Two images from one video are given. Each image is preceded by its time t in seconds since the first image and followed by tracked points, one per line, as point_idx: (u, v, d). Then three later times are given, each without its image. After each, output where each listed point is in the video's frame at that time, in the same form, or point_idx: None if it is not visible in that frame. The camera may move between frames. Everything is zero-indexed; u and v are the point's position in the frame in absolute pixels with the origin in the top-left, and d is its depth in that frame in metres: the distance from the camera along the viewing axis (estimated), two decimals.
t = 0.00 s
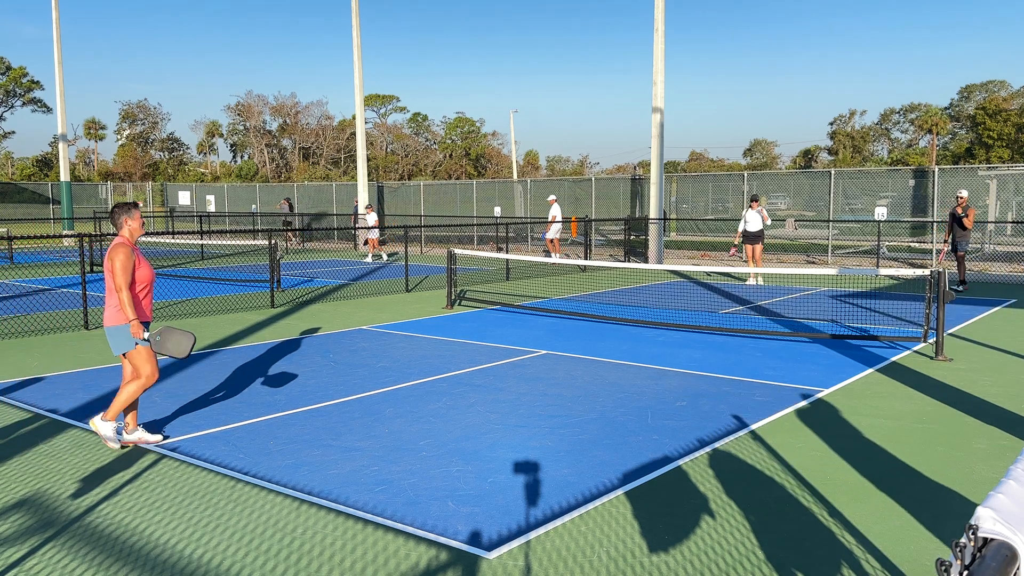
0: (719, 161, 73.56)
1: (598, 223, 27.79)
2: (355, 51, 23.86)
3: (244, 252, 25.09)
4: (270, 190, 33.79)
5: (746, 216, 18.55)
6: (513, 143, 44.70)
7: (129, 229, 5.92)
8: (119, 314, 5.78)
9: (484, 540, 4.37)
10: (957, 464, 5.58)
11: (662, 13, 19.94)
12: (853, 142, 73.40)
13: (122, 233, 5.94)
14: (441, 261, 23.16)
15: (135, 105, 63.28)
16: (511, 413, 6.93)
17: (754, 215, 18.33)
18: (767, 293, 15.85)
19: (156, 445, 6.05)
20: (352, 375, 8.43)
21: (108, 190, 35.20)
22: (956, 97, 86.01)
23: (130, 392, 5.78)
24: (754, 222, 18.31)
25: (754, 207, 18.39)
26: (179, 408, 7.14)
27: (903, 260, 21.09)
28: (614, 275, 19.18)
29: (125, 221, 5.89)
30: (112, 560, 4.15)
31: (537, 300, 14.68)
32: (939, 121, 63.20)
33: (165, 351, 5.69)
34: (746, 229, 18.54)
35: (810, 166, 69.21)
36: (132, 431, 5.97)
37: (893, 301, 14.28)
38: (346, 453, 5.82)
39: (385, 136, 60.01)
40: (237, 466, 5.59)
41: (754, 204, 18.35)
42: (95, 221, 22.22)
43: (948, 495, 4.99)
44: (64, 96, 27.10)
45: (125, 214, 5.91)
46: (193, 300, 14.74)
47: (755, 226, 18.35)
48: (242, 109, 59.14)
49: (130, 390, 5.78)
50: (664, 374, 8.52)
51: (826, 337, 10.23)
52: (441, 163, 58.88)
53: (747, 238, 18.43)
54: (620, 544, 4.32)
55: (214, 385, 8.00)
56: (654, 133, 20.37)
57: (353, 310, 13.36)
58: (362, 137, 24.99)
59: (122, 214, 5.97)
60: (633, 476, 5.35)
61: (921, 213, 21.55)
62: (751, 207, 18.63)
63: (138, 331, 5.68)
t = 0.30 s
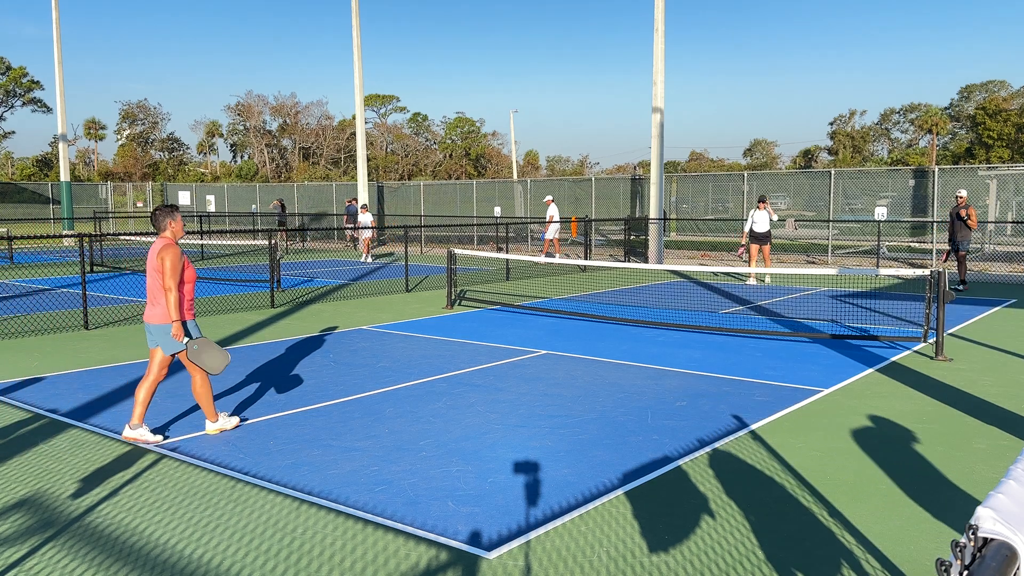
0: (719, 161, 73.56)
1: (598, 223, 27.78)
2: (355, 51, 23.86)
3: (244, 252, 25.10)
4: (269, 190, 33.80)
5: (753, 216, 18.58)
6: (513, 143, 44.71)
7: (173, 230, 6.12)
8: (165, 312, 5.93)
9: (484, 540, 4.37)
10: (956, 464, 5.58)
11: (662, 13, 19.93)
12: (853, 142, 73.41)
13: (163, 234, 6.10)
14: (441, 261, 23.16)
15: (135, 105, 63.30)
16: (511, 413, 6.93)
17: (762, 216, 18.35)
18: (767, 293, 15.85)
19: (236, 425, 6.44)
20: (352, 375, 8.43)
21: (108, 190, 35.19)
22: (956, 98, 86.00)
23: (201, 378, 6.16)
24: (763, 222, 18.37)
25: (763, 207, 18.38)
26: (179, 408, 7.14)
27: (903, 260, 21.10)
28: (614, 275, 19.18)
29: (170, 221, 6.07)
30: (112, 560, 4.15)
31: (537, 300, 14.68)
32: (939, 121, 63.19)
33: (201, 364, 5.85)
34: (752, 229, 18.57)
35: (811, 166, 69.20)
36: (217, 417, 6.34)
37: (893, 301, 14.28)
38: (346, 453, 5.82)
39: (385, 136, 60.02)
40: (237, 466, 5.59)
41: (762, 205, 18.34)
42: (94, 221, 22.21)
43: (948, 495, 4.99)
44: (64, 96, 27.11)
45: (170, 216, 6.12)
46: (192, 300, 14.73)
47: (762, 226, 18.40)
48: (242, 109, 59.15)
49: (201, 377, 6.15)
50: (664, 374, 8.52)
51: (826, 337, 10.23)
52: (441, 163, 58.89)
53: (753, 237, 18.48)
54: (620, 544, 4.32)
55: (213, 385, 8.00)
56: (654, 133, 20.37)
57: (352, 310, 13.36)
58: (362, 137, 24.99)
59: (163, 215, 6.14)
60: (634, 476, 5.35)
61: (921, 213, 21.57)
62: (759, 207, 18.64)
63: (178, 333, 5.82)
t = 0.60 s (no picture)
0: (719, 161, 73.55)
1: (598, 223, 27.78)
2: (355, 51, 23.86)
3: (244, 252, 25.10)
4: (269, 190, 33.80)
5: (759, 216, 18.57)
6: (514, 142, 44.70)
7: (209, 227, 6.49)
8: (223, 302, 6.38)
9: (484, 540, 4.37)
10: (957, 464, 5.57)
11: (662, 13, 19.93)
12: (853, 142, 73.42)
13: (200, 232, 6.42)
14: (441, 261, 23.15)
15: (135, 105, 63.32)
16: (511, 413, 6.93)
17: (767, 216, 18.37)
18: (767, 293, 15.85)
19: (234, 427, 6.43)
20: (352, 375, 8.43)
21: (108, 190, 35.17)
22: (956, 97, 86.01)
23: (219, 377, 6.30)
24: (766, 223, 18.39)
25: (769, 207, 18.37)
26: (179, 408, 7.14)
27: (903, 260, 21.10)
28: (614, 275, 19.18)
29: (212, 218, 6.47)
30: (112, 560, 4.15)
31: (537, 300, 14.67)
32: (939, 121, 63.20)
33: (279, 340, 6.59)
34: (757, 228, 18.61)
35: (810, 166, 69.21)
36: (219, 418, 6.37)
37: (893, 301, 14.28)
38: (346, 453, 5.82)
39: (385, 136, 60.03)
40: (237, 466, 5.59)
41: (768, 205, 18.32)
42: (94, 221, 22.20)
43: (945, 495, 4.99)
44: (64, 97, 27.12)
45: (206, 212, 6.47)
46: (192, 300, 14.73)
47: (767, 226, 18.43)
48: (241, 109, 59.15)
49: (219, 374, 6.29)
50: (664, 374, 8.52)
51: (826, 337, 10.23)
52: (441, 163, 58.90)
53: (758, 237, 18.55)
54: (620, 544, 4.32)
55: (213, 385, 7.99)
56: (654, 133, 20.37)
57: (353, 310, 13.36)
58: (362, 137, 24.99)
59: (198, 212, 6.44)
60: (633, 476, 5.35)
61: (921, 213, 21.58)
62: (765, 207, 18.63)
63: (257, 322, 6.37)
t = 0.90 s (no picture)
0: (719, 161, 73.56)
1: (598, 223, 27.79)
2: (355, 51, 23.85)
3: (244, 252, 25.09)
4: (270, 190, 33.81)
5: (759, 215, 18.56)
6: (514, 142, 44.70)
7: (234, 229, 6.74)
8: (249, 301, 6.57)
9: (484, 540, 4.37)
10: (956, 464, 5.57)
11: (662, 13, 19.93)
12: (853, 142, 73.43)
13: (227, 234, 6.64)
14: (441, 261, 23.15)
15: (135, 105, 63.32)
16: (511, 413, 6.93)
17: (768, 216, 18.34)
18: (767, 293, 15.85)
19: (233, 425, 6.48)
20: (352, 375, 8.43)
21: (108, 190, 35.17)
22: (956, 97, 85.99)
23: (232, 382, 6.45)
24: (766, 223, 18.39)
25: (769, 207, 18.34)
26: (178, 408, 7.14)
27: (903, 260, 21.11)
28: (614, 275, 19.18)
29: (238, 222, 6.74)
30: (112, 560, 4.15)
31: (537, 300, 14.67)
32: (939, 121, 63.19)
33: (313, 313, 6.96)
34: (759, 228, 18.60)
35: (810, 166, 69.22)
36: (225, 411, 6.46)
37: (893, 301, 14.29)
38: (346, 453, 5.82)
39: (385, 136, 60.02)
40: (237, 466, 5.59)
41: (768, 205, 18.29)
42: (94, 221, 22.19)
43: (946, 495, 5.00)
44: (64, 97, 27.12)
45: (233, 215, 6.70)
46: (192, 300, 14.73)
47: (769, 225, 18.40)
48: (241, 109, 59.14)
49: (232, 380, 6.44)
50: (664, 374, 8.52)
51: (827, 337, 10.22)
52: (441, 163, 58.90)
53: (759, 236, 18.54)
54: (620, 544, 4.32)
55: (213, 385, 7.99)
56: (654, 133, 20.37)
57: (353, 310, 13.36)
58: (362, 137, 24.98)
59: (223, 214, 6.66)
60: (633, 476, 5.35)
61: (921, 213, 21.58)
62: (766, 206, 18.61)
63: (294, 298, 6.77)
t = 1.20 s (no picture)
0: (719, 161, 73.55)
1: (598, 223, 27.79)
2: (355, 51, 23.86)
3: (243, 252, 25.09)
4: (269, 190, 33.82)
5: (759, 216, 18.58)
6: (514, 142, 44.67)
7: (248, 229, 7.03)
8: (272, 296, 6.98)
9: (484, 540, 4.37)
10: (956, 464, 5.57)
11: (662, 13, 19.94)
12: (853, 142, 73.42)
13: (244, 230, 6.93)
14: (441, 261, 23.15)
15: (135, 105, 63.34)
16: (511, 413, 6.93)
17: (767, 215, 18.33)
18: (767, 293, 15.86)
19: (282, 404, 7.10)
20: (352, 375, 8.43)
21: (108, 190, 35.16)
22: (956, 97, 85.94)
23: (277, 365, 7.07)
24: (765, 223, 18.41)
25: (768, 207, 18.36)
26: (178, 408, 7.14)
27: (903, 260, 21.11)
28: (614, 275, 19.18)
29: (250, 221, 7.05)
30: (112, 560, 4.15)
31: (537, 300, 14.67)
32: (939, 121, 63.17)
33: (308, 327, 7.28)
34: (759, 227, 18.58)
35: (810, 166, 69.22)
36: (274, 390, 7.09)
37: (893, 301, 14.29)
38: (346, 453, 5.82)
39: (385, 136, 60.02)
40: (237, 467, 5.59)
41: (767, 204, 18.28)
42: (94, 221, 22.15)
43: (945, 494, 5.01)
44: (64, 97, 27.13)
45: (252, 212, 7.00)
46: (192, 300, 14.73)
47: (768, 224, 18.39)
48: (241, 109, 59.14)
49: (279, 362, 7.02)
50: (664, 374, 8.52)
51: (826, 337, 10.23)
52: (441, 163, 58.90)
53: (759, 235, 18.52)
54: (620, 544, 4.32)
55: (213, 385, 8.00)
56: (654, 133, 20.38)
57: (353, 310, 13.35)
58: (362, 137, 24.97)
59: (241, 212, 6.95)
60: (633, 476, 5.35)
61: (922, 213, 21.56)
62: (766, 206, 18.62)
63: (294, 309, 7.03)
